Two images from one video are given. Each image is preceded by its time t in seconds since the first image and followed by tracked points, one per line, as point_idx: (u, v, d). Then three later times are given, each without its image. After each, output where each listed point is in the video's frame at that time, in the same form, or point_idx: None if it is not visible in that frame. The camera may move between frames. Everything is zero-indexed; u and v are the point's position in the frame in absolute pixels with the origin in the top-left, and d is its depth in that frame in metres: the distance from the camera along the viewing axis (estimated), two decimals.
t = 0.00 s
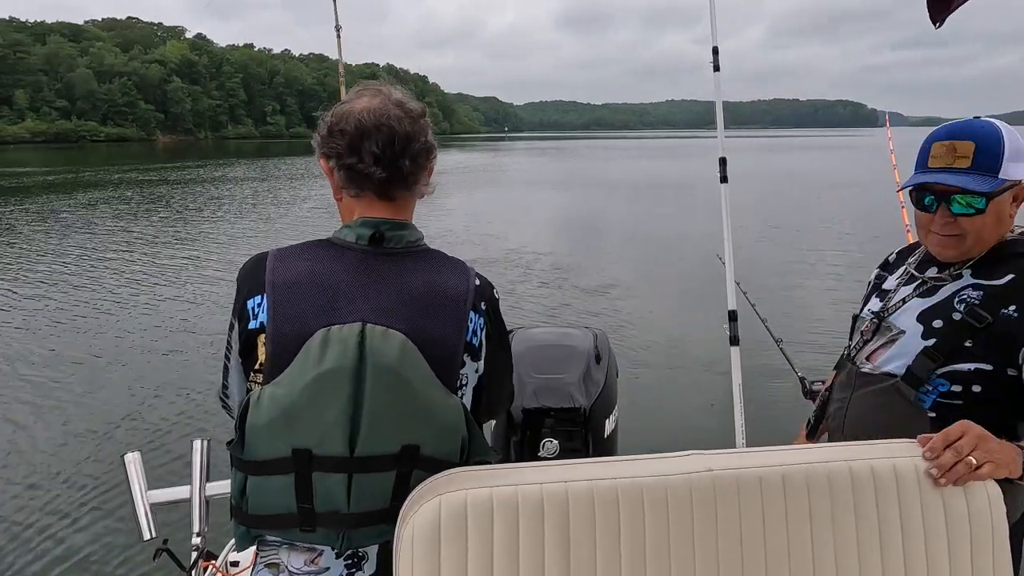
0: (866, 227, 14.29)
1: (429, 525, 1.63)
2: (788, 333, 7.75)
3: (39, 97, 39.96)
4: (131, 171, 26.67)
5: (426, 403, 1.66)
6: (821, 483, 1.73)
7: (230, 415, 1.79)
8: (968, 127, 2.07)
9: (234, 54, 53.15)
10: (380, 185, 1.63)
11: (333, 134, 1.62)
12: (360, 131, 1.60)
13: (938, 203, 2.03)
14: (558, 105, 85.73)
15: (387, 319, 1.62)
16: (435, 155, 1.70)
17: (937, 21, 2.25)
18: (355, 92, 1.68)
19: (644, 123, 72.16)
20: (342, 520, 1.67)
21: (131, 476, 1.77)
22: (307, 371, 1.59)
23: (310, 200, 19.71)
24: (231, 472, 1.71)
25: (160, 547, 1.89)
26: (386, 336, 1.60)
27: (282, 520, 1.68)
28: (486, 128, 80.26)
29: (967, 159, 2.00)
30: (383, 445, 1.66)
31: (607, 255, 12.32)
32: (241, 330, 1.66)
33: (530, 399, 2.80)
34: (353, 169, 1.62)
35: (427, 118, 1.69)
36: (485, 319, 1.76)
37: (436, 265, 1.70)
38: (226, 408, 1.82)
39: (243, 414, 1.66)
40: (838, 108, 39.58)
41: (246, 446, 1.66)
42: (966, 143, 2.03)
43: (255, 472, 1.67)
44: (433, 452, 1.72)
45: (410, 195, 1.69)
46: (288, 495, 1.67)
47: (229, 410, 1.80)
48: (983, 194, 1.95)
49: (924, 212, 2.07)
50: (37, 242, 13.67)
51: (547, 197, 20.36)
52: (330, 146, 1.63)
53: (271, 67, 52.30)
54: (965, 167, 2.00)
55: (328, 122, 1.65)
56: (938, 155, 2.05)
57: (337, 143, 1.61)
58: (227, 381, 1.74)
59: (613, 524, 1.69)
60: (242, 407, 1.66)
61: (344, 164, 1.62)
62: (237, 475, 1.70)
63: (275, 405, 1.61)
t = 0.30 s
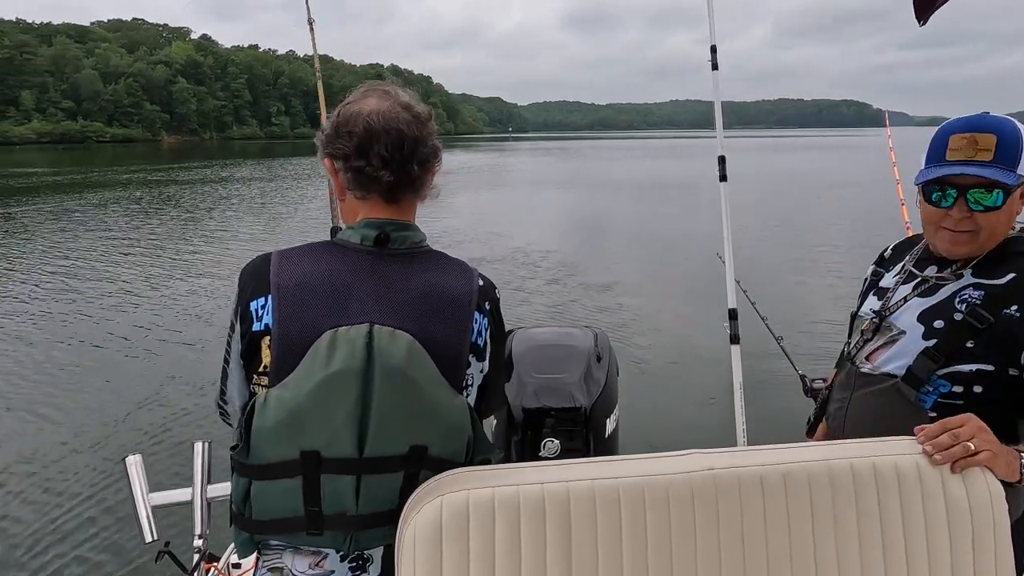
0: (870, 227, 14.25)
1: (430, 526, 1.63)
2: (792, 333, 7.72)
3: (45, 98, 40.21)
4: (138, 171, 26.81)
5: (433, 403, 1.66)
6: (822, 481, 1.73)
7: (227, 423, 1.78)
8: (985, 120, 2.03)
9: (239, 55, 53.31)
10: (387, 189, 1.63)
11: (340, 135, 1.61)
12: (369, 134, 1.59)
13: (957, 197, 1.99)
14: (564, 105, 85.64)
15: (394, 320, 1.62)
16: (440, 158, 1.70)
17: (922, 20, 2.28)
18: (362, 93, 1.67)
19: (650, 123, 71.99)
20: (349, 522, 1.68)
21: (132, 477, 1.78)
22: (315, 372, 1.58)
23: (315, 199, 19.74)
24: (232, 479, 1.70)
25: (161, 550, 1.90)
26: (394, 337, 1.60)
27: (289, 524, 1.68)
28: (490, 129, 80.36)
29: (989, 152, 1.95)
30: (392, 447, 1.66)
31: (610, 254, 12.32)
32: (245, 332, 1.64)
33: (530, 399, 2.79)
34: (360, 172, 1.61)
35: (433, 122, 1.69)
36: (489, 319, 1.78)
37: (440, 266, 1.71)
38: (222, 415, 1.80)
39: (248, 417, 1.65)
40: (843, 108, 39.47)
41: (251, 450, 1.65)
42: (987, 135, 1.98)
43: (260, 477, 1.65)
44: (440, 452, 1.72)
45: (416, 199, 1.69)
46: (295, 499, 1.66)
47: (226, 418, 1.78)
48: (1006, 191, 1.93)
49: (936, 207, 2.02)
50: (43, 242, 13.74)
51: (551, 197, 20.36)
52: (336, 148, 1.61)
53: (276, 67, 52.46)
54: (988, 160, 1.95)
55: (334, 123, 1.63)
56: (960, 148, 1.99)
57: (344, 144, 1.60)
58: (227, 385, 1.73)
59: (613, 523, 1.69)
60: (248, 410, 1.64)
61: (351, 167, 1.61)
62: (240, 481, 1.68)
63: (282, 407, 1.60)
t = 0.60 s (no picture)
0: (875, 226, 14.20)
1: (432, 525, 1.63)
2: (797, 333, 7.70)
3: (52, 98, 40.46)
4: (145, 171, 26.93)
5: (436, 396, 1.67)
6: (823, 479, 1.73)
7: (213, 428, 1.74)
8: (1001, 116, 1.99)
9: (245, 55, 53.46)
10: (378, 193, 1.64)
11: (332, 138, 1.61)
12: (361, 138, 1.59)
13: (975, 196, 1.95)
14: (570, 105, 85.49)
15: (395, 314, 1.63)
16: (427, 160, 1.72)
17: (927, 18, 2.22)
18: (349, 95, 1.67)
19: (657, 123, 71.81)
20: (357, 518, 1.69)
21: (133, 477, 1.78)
22: (319, 370, 1.58)
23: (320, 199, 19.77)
24: (234, 482, 1.68)
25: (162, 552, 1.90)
26: (396, 330, 1.61)
27: (297, 523, 1.68)
28: (495, 129, 80.41)
29: (1010, 149, 1.91)
30: (396, 440, 1.67)
31: (614, 254, 12.32)
32: (242, 334, 1.62)
33: (530, 399, 2.75)
34: (353, 176, 1.62)
35: (420, 124, 1.71)
36: (483, 310, 1.80)
37: (435, 259, 1.72)
38: (209, 423, 1.77)
39: (252, 419, 1.64)
40: (848, 108, 39.34)
41: (255, 453, 1.64)
42: (1005, 132, 1.94)
43: (267, 477, 1.65)
44: (444, 443, 1.74)
45: (405, 200, 1.71)
46: (303, 497, 1.66)
47: (213, 427, 1.75)
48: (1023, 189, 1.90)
49: (949, 205, 1.99)
50: (50, 241, 13.82)
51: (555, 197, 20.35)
52: (327, 150, 1.61)
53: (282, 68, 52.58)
54: (1009, 158, 1.91)
55: (323, 125, 1.63)
56: (979, 144, 1.95)
57: (336, 147, 1.60)
58: (217, 391, 1.69)
59: (613, 523, 1.69)
60: (252, 412, 1.63)
61: (343, 170, 1.61)
62: (243, 485, 1.67)
63: (288, 406, 1.59)
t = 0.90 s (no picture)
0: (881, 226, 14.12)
1: (431, 525, 1.64)
2: (802, 333, 7.66)
3: (60, 99, 40.72)
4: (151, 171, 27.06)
5: (432, 391, 1.68)
6: (823, 480, 1.72)
7: (204, 430, 1.74)
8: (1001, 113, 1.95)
9: (251, 55, 53.60)
10: (367, 193, 1.65)
11: (321, 137, 1.61)
12: (349, 138, 1.60)
13: (976, 196, 1.92)
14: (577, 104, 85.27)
15: (389, 310, 1.64)
16: (416, 159, 1.73)
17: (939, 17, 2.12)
18: (336, 94, 1.68)
19: (664, 123, 71.50)
20: (356, 514, 1.70)
21: (133, 476, 1.80)
22: (317, 367, 1.58)
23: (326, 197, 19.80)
24: (231, 483, 1.68)
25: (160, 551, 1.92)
26: (391, 326, 1.62)
27: (297, 521, 1.68)
28: (501, 128, 80.40)
29: (1013, 148, 1.88)
30: (394, 435, 1.68)
31: (618, 253, 12.30)
32: (237, 334, 1.62)
33: (530, 399, 2.79)
34: (342, 175, 1.62)
35: (408, 124, 1.71)
36: (474, 306, 1.81)
37: (426, 256, 1.73)
38: (200, 428, 1.76)
39: (249, 418, 1.63)
40: (855, 106, 39.12)
41: (253, 452, 1.64)
42: (1007, 130, 1.90)
43: (265, 476, 1.65)
44: (441, 437, 1.75)
45: (394, 198, 1.71)
46: (302, 495, 1.67)
47: (205, 429, 1.74)
48: None
49: (951, 204, 1.96)
50: (58, 240, 13.92)
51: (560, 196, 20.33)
52: (316, 150, 1.62)
53: (288, 67, 52.69)
54: (1012, 156, 1.89)
55: (311, 125, 1.63)
56: (982, 143, 1.91)
57: (325, 147, 1.61)
58: (208, 392, 1.68)
59: (613, 522, 1.69)
60: (249, 410, 1.63)
61: (333, 170, 1.62)
62: (240, 485, 1.67)
63: (285, 404, 1.59)
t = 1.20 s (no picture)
0: (888, 226, 14.05)
1: (430, 527, 1.63)
2: (807, 334, 7.62)
3: (69, 98, 40.95)
4: (159, 170, 27.15)
5: (439, 385, 1.70)
6: (822, 481, 1.72)
7: (202, 451, 1.70)
8: None
9: (259, 55, 53.70)
10: (363, 192, 1.65)
11: (318, 138, 1.61)
12: (346, 137, 1.60)
13: None
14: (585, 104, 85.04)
15: (395, 305, 1.65)
16: (410, 159, 1.74)
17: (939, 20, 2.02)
18: (332, 93, 1.68)
19: (673, 123, 71.16)
20: (369, 508, 1.70)
21: (132, 477, 1.81)
22: (328, 364, 1.57)
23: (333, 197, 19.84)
24: (239, 487, 1.66)
25: (161, 552, 1.92)
26: (399, 321, 1.63)
27: (310, 520, 1.67)
28: (507, 129, 80.30)
29: None
30: (404, 429, 1.69)
31: (624, 253, 12.28)
32: (242, 336, 1.59)
33: (530, 399, 2.79)
34: (339, 175, 1.63)
35: (403, 123, 1.72)
36: (470, 301, 1.84)
37: (425, 253, 1.75)
38: (194, 440, 1.72)
39: (259, 419, 1.61)
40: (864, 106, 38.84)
41: (265, 452, 1.63)
42: None
43: (279, 477, 1.64)
44: (448, 430, 1.76)
45: (391, 196, 1.72)
46: (317, 493, 1.66)
47: (201, 447, 1.70)
48: None
49: (1022, 220, 1.73)
50: (67, 237, 14.00)
51: (567, 196, 20.29)
52: (312, 150, 1.62)
53: (296, 67, 52.80)
54: None
55: (307, 126, 1.63)
56: None
57: (321, 147, 1.61)
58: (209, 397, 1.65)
59: (612, 524, 1.69)
60: (259, 412, 1.61)
61: (330, 169, 1.62)
62: (249, 488, 1.65)
63: (297, 403, 1.58)
